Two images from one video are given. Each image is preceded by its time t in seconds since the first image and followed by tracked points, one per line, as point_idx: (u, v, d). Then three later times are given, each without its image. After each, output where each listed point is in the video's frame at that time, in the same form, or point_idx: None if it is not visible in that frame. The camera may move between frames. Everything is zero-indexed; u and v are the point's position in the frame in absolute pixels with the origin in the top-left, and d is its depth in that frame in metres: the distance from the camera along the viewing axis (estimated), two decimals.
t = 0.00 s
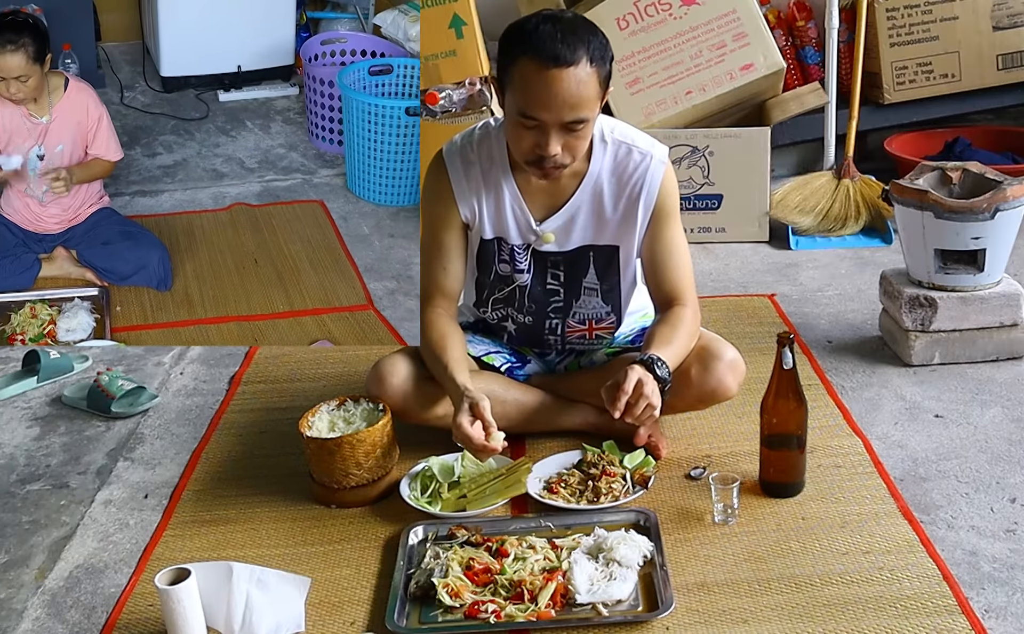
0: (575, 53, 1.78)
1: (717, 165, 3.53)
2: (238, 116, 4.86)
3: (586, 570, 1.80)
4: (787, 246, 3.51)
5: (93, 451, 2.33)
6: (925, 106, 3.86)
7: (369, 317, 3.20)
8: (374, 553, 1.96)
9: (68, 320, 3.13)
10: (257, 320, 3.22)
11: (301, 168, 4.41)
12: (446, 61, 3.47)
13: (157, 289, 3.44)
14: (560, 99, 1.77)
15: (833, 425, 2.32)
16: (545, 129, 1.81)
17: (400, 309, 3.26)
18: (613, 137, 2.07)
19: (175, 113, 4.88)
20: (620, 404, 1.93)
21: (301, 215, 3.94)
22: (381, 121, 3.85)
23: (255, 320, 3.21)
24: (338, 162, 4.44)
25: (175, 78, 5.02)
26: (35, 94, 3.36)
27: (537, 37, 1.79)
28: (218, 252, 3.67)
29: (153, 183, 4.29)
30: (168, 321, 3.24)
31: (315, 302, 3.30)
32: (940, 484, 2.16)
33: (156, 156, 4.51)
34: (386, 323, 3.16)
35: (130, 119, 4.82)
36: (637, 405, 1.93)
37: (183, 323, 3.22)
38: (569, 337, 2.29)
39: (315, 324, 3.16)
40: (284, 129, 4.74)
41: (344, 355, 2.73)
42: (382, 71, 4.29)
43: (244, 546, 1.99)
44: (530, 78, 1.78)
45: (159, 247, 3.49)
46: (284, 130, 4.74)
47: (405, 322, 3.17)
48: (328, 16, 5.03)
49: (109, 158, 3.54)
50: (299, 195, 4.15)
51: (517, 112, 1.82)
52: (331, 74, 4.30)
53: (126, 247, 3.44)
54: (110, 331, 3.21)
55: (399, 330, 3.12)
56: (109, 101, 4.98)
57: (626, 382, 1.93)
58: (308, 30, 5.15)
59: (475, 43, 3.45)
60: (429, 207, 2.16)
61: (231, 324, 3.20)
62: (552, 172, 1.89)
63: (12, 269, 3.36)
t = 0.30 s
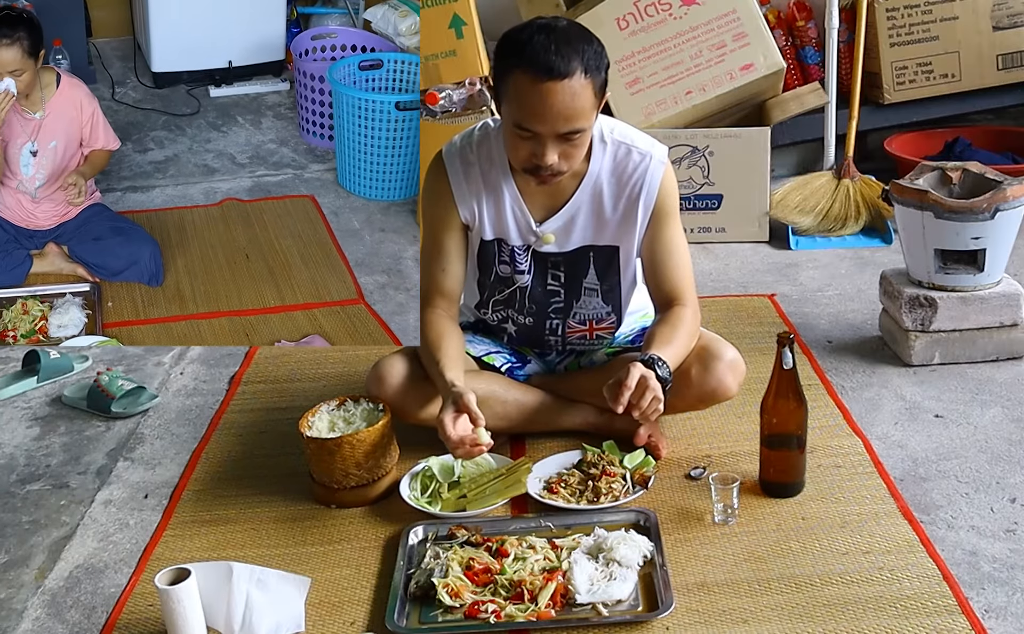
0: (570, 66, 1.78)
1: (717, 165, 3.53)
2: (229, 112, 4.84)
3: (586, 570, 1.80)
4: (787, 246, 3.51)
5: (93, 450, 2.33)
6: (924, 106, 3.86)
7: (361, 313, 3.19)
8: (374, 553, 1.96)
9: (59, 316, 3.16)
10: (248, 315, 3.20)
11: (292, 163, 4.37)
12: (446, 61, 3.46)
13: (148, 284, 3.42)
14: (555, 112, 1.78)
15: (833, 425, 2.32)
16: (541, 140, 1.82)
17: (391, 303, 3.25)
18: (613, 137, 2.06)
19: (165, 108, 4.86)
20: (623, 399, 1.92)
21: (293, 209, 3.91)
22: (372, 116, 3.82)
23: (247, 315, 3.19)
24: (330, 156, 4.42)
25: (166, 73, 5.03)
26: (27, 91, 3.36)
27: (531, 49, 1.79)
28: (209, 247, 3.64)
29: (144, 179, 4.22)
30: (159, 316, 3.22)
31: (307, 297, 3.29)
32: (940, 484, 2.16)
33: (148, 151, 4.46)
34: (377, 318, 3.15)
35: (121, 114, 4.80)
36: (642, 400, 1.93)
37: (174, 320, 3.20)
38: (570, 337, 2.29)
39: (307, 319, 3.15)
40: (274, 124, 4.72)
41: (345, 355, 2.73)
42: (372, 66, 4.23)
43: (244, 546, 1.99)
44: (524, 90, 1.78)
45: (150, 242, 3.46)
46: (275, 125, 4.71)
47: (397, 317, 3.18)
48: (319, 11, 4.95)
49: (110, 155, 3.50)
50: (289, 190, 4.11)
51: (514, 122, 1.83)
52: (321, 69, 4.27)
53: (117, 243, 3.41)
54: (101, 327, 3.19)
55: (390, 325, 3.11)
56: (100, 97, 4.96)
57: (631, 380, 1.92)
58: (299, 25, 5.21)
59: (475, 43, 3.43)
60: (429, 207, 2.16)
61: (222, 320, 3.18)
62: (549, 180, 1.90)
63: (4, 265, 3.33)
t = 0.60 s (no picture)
0: (563, 66, 1.78)
1: (717, 165, 3.53)
2: (226, 112, 4.84)
3: (586, 570, 1.80)
4: (787, 246, 3.51)
5: (93, 451, 2.33)
6: (924, 106, 3.86)
7: (357, 313, 3.19)
8: (374, 553, 1.96)
9: (57, 316, 3.15)
10: (245, 315, 3.19)
11: (289, 163, 4.36)
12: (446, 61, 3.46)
13: (145, 285, 3.42)
14: (548, 113, 1.77)
15: (833, 425, 2.32)
16: (536, 142, 1.81)
17: (388, 303, 3.25)
18: (610, 138, 2.06)
19: (163, 109, 4.85)
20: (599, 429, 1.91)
21: (290, 209, 3.91)
22: (368, 116, 3.82)
23: (244, 315, 3.19)
24: (326, 156, 4.41)
25: (163, 74, 5.03)
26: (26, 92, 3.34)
27: (521, 51, 1.79)
28: (206, 247, 3.64)
29: (141, 180, 4.21)
30: (156, 317, 3.21)
31: (303, 296, 3.29)
32: (940, 484, 2.16)
33: (145, 152, 4.45)
34: (374, 317, 3.15)
35: (118, 115, 4.79)
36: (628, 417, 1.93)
37: (172, 320, 3.19)
38: (569, 339, 2.29)
39: (303, 319, 3.15)
40: (271, 124, 4.72)
41: (345, 355, 2.73)
42: (368, 66, 4.18)
43: (245, 546, 1.99)
44: (518, 92, 1.78)
45: (147, 243, 3.47)
46: (272, 125, 4.71)
47: (394, 316, 3.17)
48: (315, 9, 4.95)
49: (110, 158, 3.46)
50: (286, 190, 4.11)
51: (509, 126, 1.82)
52: (317, 69, 4.27)
53: (114, 243, 3.41)
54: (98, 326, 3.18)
55: (387, 324, 3.11)
56: (97, 97, 4.95)
57: (606, 408, 1.91)
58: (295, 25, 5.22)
59: (475, 43, 3.40)
60: (428, 209, 2.16)
61: (219, 320, 3.18)
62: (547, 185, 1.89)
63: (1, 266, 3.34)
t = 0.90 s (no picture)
0: (559, 34, 1.81)
1: (717, 165, 3.53)
2: (223, 115, 4.84)
3: (586, 570, 1.80)
4: (787, 246, 3.51)
5: (93, 451, 2.33)
6: (924, 106, 3.86)
7: (355, 314, 3.19)
8: (374, 553, 1.96)
9: (55, 320, 3.12)
10: (244, 318, 3.20)
11: (286, 165, 4.36)
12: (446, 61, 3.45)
13: (143, 288, 3.41)
14: (544, 77, 1.79)
15: (833, 425, 2.32)
16: (534, 110, 1.81)
17: (387, 304, 3.25)
18: (609, 138, 2.06)
19: (161, 112, 4.85)
20: (582, 438, 1.91)
21: (288, 211, 3.91)
22: (366, 118, 3.82)
23: (242, 318, 3.19)
24: (324, 159, 4.41)
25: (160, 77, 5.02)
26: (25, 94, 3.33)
27: (519, 22, 1.82)
28: (204, 250, 3.64)
29: (139, 182, 4.21)
30: (154, 320, 3.21)
31: (300, 298, 3.29)
32: (940, 484, 2.16)
33: (142, 155, 4.45)
34: (372, 319, 3.15)
35: (115, 118, 4.79)
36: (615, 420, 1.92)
37: (170, 323, 3.19)
38: (569, 339, 2.29)
39: (301, 321, 3.15)
40: (268, 127, 4.71)
41: (346, 355, 2.73)
42: (365, 68, 4.18)
43: (245, 546, 2.00)
44: (515, 58, 1.80)
45: (145, 247, 3.47)
46: (269, 128, 4.71)
47: (392, 317, 3.17)
48: (311, 13, 4.95)
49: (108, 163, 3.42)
50: (284, 193, 4.11)
51: (506, 97, 1.83)
52: (314, 72, 4.29)
53: (113, 247, 3.41)
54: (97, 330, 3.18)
55: (385, 325, 3.11)
56: (94, 100, 4.95)
57: (590, 417, 1.91)
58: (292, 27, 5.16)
59: (475, 42, 3.38)
60: (428, 209, 2.16)
61: (217, 323, 3.18)
62: (546, 167, 1.86)
63: None
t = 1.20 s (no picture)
0: None
1: (717, 165, 3.53)
2: (221, 114, 4.82)
3: (586, 570, 1.80)
4: (787, 246, 3.51)
5: (93, 451, 2.33)
6: (924, 106, 3.86)
7: (353, 313, 3.17)
8: (374, 553, 1.96)
9: (52, 319, 3.13)
10: (242, 317, 3.18)
11: (284, 163, 4.36)
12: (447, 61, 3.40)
13: (142, 287, 3.39)
14: (565, 30, 1.85)
15: (833, 425, 2.32)
16: (552, 64, 1.87)
17: (385, 303, 3.24)
18: (619, 133, 2.09)
19: (159, 111, 4.83)
20: (593, 431, 1.91)
21: (286, 209, 3.91)
22: (364, 116, 3.81)
23: (241, 316, 3.18)
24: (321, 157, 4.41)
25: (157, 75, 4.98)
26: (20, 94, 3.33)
27: None
28: (201, 248, 3.63)
29: (137, 182, 4.20)
30: (152, 319, 3.20)
31: (298, 296, 3.29)
32: (940, 484, 2.16)
33: (140, 154, 4.44)
34: (370, 317, 3.14)
35: (113, 117, 4.77)
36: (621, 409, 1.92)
37: (168, 322, 3.18)
38: (571, 334, 2.28)
39: (300, 320, 3.14)
40: (266, 126, 4.70)
41: (346, 355, 2.73)
42: (362, 66, 4.17)
43: (245, 546, 2.00)
44: (537, 13, 1.87)
45: (143, 246, 3.45)
46: (267, 126, 4.70)
47: (390, 317, 3.16)
48: (309, 10, 4.89)
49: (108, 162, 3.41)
50: (282, 191, 4.10)
51: (526, 54, 1.89)
52: (311, 70, 4.27)
53: (110, 246, 3.39)
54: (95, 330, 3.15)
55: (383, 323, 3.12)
56: (91, 99, 4.93)
57: (601, 411, 1.90)
58: (289, 25, 5.14)
59: (475, 43, 3.39)
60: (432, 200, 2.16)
61: (215, 321, 3.17)
62: (559, 127, 1.90)
63: None
